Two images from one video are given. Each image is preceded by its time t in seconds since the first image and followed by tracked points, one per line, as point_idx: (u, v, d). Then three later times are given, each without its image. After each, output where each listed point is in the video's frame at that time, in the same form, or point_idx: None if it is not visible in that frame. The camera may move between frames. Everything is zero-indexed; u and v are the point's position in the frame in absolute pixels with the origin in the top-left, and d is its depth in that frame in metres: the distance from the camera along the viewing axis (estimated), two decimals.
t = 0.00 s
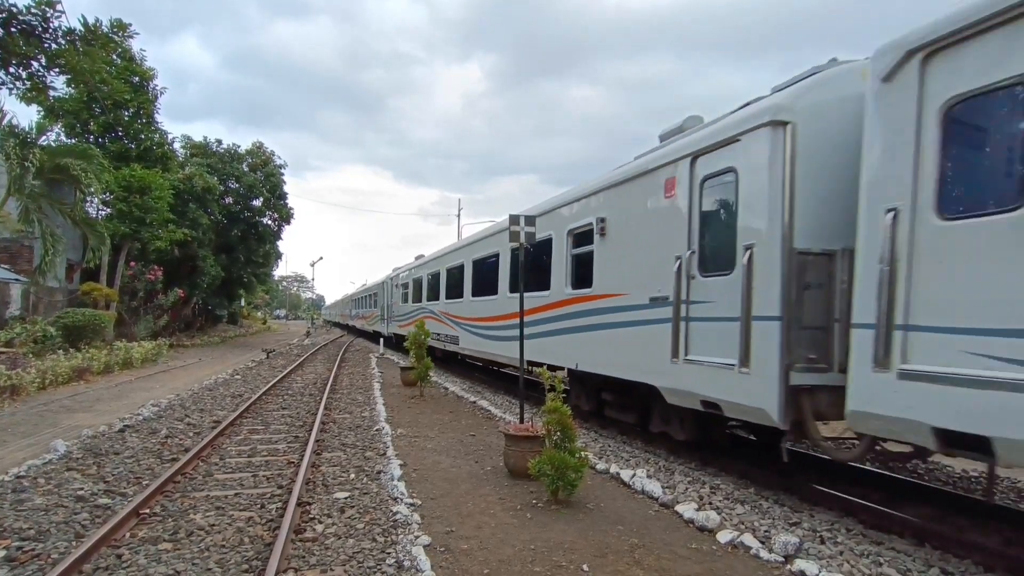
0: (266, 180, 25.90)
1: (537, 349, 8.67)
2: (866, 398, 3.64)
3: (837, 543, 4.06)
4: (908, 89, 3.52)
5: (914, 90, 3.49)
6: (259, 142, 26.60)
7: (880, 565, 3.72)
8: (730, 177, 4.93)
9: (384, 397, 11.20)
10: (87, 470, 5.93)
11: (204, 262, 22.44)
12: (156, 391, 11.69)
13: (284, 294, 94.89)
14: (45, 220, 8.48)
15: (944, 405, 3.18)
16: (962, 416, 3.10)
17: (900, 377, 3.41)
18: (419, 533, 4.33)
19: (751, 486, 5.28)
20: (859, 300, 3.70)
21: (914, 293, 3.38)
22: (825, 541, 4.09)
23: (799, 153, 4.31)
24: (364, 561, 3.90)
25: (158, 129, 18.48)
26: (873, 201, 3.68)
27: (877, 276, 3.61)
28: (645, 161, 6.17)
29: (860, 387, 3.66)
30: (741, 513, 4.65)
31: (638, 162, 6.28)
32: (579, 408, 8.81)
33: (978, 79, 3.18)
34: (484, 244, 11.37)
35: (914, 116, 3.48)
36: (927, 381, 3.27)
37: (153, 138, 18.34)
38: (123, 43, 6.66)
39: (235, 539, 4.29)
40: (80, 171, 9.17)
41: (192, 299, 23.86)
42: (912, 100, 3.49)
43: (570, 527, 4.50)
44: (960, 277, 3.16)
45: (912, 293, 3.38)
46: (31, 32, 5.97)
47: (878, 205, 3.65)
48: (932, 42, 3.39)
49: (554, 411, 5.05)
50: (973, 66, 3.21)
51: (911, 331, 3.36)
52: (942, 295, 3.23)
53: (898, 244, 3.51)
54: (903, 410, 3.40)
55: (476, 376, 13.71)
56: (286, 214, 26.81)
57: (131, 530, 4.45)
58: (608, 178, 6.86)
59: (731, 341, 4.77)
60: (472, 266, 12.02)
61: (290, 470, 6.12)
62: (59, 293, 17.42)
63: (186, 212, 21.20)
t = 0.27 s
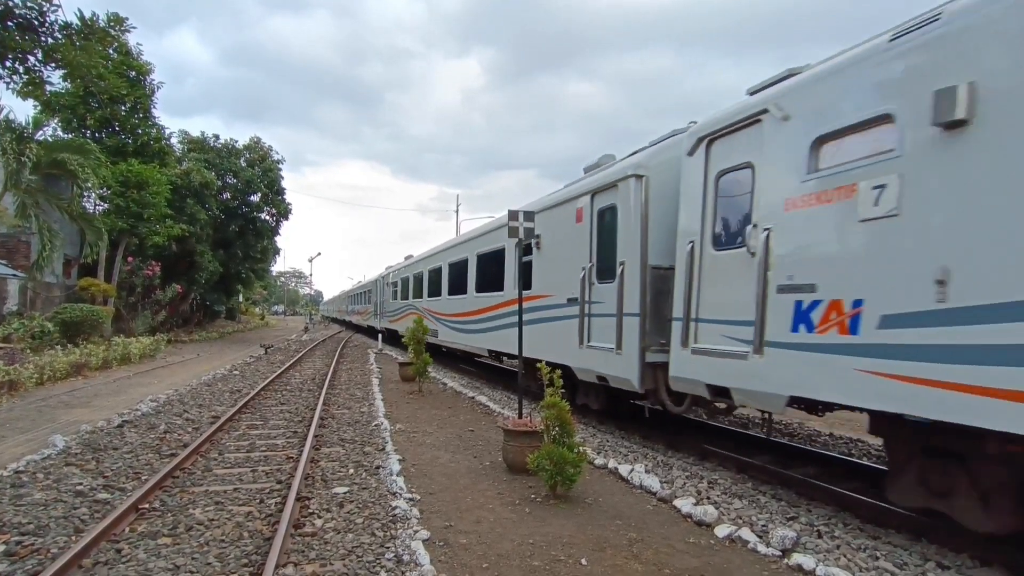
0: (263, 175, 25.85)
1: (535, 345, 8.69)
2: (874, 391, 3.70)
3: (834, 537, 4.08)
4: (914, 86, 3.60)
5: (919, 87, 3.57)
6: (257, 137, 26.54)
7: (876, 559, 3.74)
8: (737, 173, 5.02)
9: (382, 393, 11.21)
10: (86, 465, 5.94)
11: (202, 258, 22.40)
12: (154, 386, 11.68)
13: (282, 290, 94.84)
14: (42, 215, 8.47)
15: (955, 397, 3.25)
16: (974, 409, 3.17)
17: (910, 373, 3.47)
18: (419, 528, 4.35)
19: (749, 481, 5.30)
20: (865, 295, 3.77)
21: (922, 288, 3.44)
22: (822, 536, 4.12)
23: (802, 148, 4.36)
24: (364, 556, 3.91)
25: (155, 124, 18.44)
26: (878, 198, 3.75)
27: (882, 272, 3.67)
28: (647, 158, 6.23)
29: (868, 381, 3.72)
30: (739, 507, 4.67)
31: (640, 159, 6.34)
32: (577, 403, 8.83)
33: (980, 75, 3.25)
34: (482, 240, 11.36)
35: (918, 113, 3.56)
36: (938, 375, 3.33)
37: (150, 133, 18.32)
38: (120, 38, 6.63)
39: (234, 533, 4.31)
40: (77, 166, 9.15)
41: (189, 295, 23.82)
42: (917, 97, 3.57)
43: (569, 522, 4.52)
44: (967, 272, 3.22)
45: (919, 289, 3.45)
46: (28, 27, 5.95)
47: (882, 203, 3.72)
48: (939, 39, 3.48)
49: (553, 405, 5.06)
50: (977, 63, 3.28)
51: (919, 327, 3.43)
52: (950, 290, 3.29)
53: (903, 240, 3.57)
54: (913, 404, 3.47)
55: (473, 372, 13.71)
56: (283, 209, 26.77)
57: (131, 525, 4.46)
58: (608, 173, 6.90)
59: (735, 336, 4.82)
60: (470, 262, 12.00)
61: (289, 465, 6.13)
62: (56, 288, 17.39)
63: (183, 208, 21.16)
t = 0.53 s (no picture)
0: (262, 169, 25.80)
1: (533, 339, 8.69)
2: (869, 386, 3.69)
3: (832, 529, 4.10)
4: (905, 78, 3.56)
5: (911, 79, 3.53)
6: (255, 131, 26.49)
7: (875, 551, 3.76)
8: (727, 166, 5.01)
9: (382, 386, 11.22)
10: (86, 458, 5.95)
11: (201, 252, 22.38)
12: (154, 380, 11.69)
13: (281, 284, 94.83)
14: (40, 209, 8.45)
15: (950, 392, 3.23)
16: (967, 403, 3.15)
17: (906, 367, 3.45)
18: (419, 520, 4.36)
19: (748, 474, 5.32)
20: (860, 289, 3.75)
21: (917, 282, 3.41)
22: (821, 528, 4.14)
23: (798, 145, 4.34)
24: (365, 547, 3.93)
25: (153, 117, 18.38)
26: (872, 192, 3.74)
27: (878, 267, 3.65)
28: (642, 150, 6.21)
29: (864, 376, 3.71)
30: (738, 500, 4.69)
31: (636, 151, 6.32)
32: (577, 397, 8.84)
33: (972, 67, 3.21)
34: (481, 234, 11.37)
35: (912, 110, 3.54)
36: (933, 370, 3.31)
37: (149, 127, 18.27)
38: (118, 30, 6.60)
39: (235, 525, 4.32)
40: (75, 159, 9.12)
41: (188, 289, 23.82)
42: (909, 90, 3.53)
43: (569, 514, 4.53)
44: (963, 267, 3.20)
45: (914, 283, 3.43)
46: (25, 18, 5.92)
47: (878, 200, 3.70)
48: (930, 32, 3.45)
49: (553, 398, 5.07)
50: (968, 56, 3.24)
51: (914, 322, 3.41)
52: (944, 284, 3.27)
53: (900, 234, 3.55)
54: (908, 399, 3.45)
55: (473, 366, 13.74)
56: (282, 203, 26.74)
57: (132, 517, 4.47)
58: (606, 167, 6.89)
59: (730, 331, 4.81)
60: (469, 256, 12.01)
61: (289, 458, 6.14)
62: (55, 282, 17.38)
63: (182, 202, 21.13)
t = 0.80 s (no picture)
0: (261, 163, 25.76)
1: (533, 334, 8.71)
2: (869, 381, 3.70)
3: (830, 522, 4.12)
4: (903, 74, 3.58)
5: (909, 75, 3.55)
6: (254, 125, 26.44)
7: (872, 544, 3.78)
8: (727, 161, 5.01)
9: (381, 381, 11.23)
10: (86, 451, 5.96)
11: (200, 246, 22.36)
12: (153, 374, 11.70)
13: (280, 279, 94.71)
14: (39, 202, 8.43)
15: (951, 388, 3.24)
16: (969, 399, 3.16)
17: (906, 363, 3.46)
18: (419, 513, 4.38)
19: (746, 468, 5.35)
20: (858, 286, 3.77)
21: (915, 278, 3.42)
22: (819, 521, 4.16)
23: (798, 140, 4.32)
24: (364, 540, 3.94)
25: (152, 110, 18.32)
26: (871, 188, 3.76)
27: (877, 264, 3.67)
28: (641, 145, 6.23)
29: (864, 372, 3.73)
30: (736, 494, 4.71)
31: (635, 146, 6.33)
32: (576, 392, 8.86)
33: (972, 63, 3.22)
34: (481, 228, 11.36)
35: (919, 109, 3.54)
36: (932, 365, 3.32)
37: (147, 120, 18.23)
38: (116, 22, 6.57)
39: (236, 518, 4.33)
40: (74, 153, 9.11)
41: (187, 283, 23.81)
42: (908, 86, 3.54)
43: (568, 508, 4.55)
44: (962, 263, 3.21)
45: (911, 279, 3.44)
46: (23, 10, 5.90)
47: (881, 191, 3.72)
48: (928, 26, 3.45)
49: (552, 393, 5.08)
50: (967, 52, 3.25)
51: (912, 316, 3.41)
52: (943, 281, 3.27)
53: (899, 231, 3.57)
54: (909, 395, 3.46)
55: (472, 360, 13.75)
56: (281, 197, 26.70)
57: (132, 509, 4.48)
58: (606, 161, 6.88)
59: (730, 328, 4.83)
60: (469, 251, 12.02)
61: (289, 451, 6.16)
62: (54, 276, 17.36)
63: (181, 196, 21.09)
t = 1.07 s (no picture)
0: (261, 160, 25.75)
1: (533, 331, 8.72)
2: (869, 380, 3.71)
3: (828, 520, 4.13)
4: (904, 71, 3.58)
5: (910, 73, 3.55)
6: (254, 122, 26.42)
7: (870, 541, 3.79)
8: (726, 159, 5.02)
9: (381, 378, 11.24)
10: (86, 448, 5.97)
11: (200, 243, 22.36)
12: (153, 371, 11.70)
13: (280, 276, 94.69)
14: (39, 199, 8.43)
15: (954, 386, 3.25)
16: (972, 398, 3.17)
17: (907, 364, 3.47)
18: (418, 510, 4.39)
19: (745, 466, 5.36)
20: (859, 284, 3.77)
21: (916, 276, 3.43)
22: (817, 519, 4.17)
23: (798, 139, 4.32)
24: (364, 537, 3.95)
25: (152, 107, 18.30)
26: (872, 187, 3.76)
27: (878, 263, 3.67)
28: (641, 143, 6.23)
29: (864, 371, 3.74)
30: (735, 491, 4.72)
31: (635, 144, 6.33)
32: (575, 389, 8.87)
33: (974, 61, 3.22)
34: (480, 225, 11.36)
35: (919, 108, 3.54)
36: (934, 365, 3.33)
37: (147, 117, 18.20)
38: (116, 19, 6.56)
39: (235, 515, 4.34)
40: (74, 150, 9.10)
41: (187, 280, 23.80)
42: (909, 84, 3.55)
43: (567, 505, 4.56)
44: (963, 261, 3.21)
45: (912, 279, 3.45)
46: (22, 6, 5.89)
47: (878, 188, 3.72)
48: (928, 24, 3.45)
49: (552, 390, 5.09)
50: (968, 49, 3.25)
51: (912, 316, 3.42)
52: (945, 279, 3.28)
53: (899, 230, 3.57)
54: (910, 394, 3.47)
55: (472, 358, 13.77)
56: (281, 194, 26.70)
57: (132, 506, 4.49)
58: (606, 159, 6.88)
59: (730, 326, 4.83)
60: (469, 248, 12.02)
61: (289, 448, 6.17)
62: (53, 273, 17.36)
63: (180, 193, 21.08)
